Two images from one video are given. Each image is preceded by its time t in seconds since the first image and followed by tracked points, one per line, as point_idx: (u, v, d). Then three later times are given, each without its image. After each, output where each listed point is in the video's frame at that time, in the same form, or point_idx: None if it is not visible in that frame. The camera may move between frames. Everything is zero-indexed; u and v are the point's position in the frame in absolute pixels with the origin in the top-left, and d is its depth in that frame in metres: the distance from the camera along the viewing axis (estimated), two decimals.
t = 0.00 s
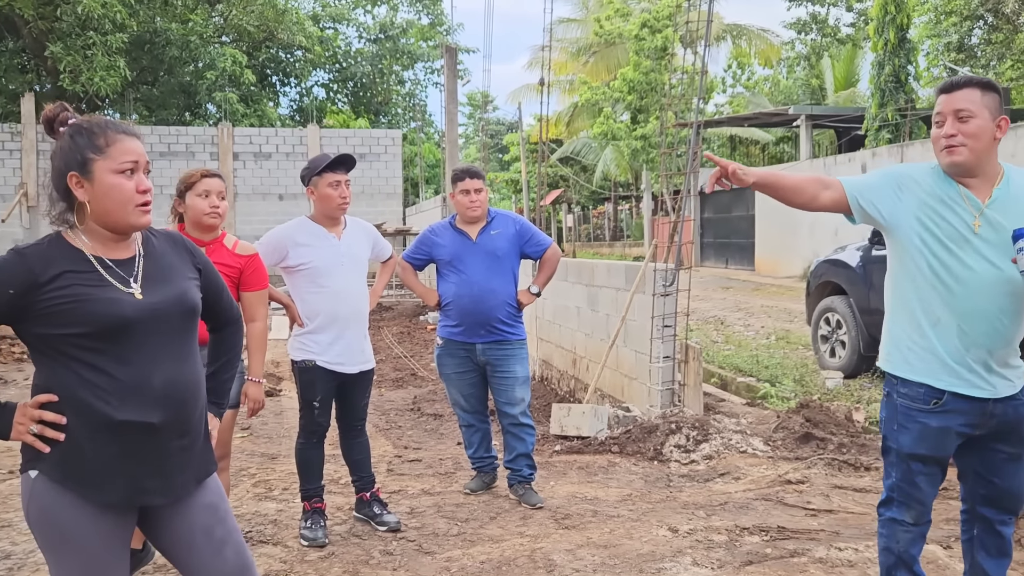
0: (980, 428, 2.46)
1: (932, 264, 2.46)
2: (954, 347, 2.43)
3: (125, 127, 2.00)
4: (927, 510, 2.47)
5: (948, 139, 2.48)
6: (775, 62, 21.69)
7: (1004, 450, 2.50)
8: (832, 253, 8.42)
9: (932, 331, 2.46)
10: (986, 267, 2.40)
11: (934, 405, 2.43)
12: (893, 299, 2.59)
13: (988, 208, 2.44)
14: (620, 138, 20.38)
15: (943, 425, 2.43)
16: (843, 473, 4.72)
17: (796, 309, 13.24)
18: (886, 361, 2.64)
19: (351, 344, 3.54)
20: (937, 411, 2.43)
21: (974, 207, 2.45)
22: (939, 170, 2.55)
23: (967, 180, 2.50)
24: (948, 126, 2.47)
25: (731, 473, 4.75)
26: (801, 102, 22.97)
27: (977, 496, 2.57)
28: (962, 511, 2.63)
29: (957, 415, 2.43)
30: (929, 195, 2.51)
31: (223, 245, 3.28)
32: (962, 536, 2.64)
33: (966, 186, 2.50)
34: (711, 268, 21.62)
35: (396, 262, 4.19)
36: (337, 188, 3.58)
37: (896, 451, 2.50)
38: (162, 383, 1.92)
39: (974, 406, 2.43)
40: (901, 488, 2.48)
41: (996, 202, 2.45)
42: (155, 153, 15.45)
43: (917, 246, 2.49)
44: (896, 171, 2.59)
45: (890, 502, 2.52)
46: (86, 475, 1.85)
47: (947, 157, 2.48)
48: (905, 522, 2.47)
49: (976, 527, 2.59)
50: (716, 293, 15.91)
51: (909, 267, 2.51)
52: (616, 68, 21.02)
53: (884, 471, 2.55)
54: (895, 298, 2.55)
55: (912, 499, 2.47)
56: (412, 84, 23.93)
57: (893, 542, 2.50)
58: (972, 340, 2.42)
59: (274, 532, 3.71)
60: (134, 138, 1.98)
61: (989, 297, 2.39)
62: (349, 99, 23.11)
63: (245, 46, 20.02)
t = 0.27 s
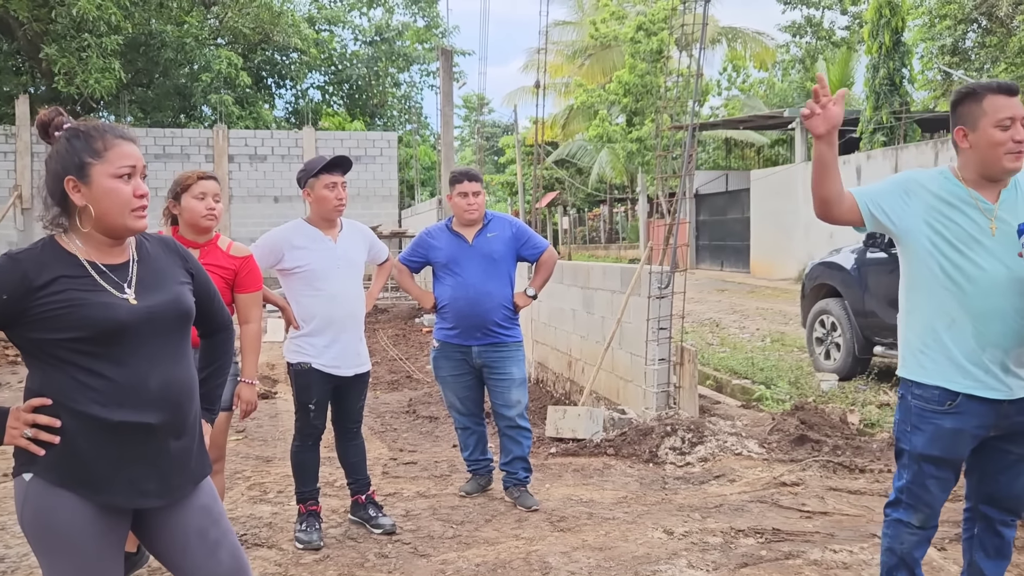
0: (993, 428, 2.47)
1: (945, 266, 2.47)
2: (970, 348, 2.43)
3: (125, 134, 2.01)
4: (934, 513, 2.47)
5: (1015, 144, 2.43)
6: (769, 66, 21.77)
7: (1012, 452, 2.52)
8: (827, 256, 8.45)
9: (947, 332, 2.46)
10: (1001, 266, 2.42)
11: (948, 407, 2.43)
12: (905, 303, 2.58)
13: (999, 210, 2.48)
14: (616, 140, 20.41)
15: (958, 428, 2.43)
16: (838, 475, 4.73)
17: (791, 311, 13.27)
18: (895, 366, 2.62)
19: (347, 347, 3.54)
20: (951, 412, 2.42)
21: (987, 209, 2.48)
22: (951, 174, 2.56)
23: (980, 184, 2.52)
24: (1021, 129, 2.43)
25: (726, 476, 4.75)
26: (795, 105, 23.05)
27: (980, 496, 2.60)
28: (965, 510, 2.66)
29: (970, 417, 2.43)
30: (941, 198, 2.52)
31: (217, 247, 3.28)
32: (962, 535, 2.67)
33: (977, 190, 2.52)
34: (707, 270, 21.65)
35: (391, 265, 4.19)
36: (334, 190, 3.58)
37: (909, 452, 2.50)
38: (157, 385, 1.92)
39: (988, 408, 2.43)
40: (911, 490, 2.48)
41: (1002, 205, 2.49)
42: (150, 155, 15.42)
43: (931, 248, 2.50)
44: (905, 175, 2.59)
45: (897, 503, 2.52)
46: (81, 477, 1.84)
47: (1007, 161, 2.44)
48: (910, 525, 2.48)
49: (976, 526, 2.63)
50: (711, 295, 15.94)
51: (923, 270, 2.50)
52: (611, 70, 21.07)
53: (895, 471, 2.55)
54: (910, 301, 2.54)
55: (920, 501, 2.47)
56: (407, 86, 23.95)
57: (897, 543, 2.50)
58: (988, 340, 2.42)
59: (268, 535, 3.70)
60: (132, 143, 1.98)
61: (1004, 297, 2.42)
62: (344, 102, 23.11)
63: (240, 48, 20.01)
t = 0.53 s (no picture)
0: (998, 427, 2.47)
1: (954, 268, 2.48)
2: (972, 349, 2.45)
3: (119, 139, 1.99)
4: (943, 514, 2.46)
5: None
6: (764, 69, 21.85)
7: (1012, 453, 2.53)
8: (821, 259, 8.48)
9: (951, 333, 2.47)
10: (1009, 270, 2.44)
11: (953, 403, 2.43)
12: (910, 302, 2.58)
13: (1010, 217, 2.47)
14: (610, 143, 20.45)
15: (964, 423, 2.42)
16: (832, 478, 4.73)
17: (786, 315, 13.30)
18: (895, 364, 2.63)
19: (341, 350, 3.54)
20: (956, 408, 2.42)
21: (996, 216, 2.47)
22: (965, 177, 2.55)
23: (994, 190, 2.51)
24: None
25: (720, 479, 4.76)
26: (790, 108, 23.12)
27: (979, 496, 2.61)
28: (961, 511, 2.68)
29: (976, 412, 2.43)
30: (957, 201, 2.51)
31: (208, 249, 3.27)
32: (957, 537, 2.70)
33: (990, 196, 2.51)
34: (701, 273, 21.68)
35: (385, 268, 4.18)
36: (327, 193, 3.57)
37: (916, 451, 2.49)
38: (149, 389, 1.92)
39: (992, 405, 2.43)
40: (919, 491, 2.48)
41: (1011, 212, 2.49)
42: (144, 158, 15.40)
43: (942, 249, 2.49)
44: (921, 175, 2.58)
45: (904, 507, 2.53)
46: (70, 480, 1.84)
47: None
48: (919, 528, 2.47)
49: (975, 528, 2.64)
50: (706, 299, 15.97)
51: (933, 270, 2.50)
52: (606, 74, 21.11)
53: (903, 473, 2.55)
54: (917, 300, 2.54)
55: (928, 502, 2.46)
56: (402, 89, 23.96)
57: (906, 548, 2.50)
58: (991, 342, 2.44)
59: (262, 538, 3.70)
60: (125, 150, 1.97)
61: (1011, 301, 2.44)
62: (339, 105, 23.11)
63: (235, 51, 19.98)
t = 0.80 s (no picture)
0: (1002, 429, 2.48)
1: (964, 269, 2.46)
2: (981, 352, 2.45)
3: (108, 139, 1.98)
4: (957, 519, 2.47)
5: None
6: (756, 74, 21.94)
7: (1009, 455, 2.54)
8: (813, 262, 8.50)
9: (961, 334, 2.46)
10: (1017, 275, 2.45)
11: (964, 408, 2.42)
12: (917, 303, 2.56)
13: (1014, 219, 2.50)
14: (603, 148, 20.49)
15: (976, 429, 2.43)
16: (823, 481, 4.74)
17: (778, 318, 13.33)
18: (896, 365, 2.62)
19: (333, 354, 3.53)
20: (968, 413, 2.42)
21: (1003, 217, 2.49)
22: (971, 175, 2.55)
23: (996, 191, 2.53)
24: None
25: (712, 482, 4.76)
26: (782, 113, 23.21)
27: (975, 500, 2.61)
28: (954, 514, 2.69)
29: (986, 416, 2.44)
30: (969, 202, 2.49)
31: (197, 252, 3.25)
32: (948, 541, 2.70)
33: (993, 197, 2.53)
34: (694, 277, 21.72)
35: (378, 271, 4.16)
36: (319, 196, 3.57)
37: (928, 458, 2.47)
38: (139, 394, 1.92)
39: (1000, 409, 2.45)
40: (931, 498, 2.47)
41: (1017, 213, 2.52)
42: (136, 162, 15.37)
43: (956, 252, 2.47)
44: (934, 174, 2.54)
45: (918, 514, 2.52)
46: (58, 484, 1.83)
47: None
48: (935, 536, 2.48)
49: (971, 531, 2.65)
50: (698, 302, 16.00)
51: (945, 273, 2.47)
52: (599, 78, 21.15)
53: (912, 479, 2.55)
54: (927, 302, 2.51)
55: (944, 508, 2.46)
56: (396, 93, 23.95)
57: (922, 556, 2.51)
58: (999, 344, 2.45)
59: (253, 543, 3.68)
60: (113, 151, 1.95)
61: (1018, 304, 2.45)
62: (332, 109, 23.11)
63: (227, 55, 19.96)
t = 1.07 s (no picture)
0: (996, 435, 2.51)
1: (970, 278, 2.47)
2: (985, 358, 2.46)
3: (77, 138, 1.94)
4: (943, 521, 2.49)
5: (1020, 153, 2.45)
6: (747, 79, 22.02)
7: (1001, 456, 2.57)
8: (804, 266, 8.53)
9: (968, 344, 2.46)
10: None
11: (967, 416, 2.43)
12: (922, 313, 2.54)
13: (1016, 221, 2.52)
14: (595, 152, 20.53)
15: (976, 437, 2.44)
16: (814, 484, 4.75)
17: (769, 322, 13.37)
18: (894, 370, 2.60)
19: (324, 357, 3.52)
20: (969, 422, 2.43)
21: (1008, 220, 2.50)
22: (970, 175, 2.54)
23: (993, 193, 2.54)
24: None
25: (703, 485, 4.77)
26: (773, 118, 23.31)
27: (961, 503, 2.63)
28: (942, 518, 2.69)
29: (985, 424, 2.46)
30: (979, 210, 2.46)
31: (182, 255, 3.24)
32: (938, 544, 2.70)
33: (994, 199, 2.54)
34: (685, 281, 21.77)
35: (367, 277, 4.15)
36: (310, 199, 3.56)
37: (925, 464, 2.47)
38: (125, 398, 1.90)
39: (996, 415, 2.47)
40: (920, 501, 2.50)
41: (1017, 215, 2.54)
42: (127, 165, 15.32)
43: (967, 266, 2.46)
44: (948, 184, 2.48)
45: (904, 513, 2.55)
46: (42, 488, 1.82)
47: (1015, 170, 2.46)
48: (919, 535, 2.50)
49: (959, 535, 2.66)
50: (690, 306, 16.04)
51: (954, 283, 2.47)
52: (591, 83, 21.19)
53: (902, 483, 2.56)
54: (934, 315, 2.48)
55: (931, 510, 2.48)
56: (388, 97, 23.92)
57: (908, 555, 2.52)
58: (1002, 351, 2.48)
59: (243, 547, 3.66)
60: (67, 148, 1.89)
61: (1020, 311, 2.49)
62: (324, 113, 23.08)
63: (219, 58, 19.91)
